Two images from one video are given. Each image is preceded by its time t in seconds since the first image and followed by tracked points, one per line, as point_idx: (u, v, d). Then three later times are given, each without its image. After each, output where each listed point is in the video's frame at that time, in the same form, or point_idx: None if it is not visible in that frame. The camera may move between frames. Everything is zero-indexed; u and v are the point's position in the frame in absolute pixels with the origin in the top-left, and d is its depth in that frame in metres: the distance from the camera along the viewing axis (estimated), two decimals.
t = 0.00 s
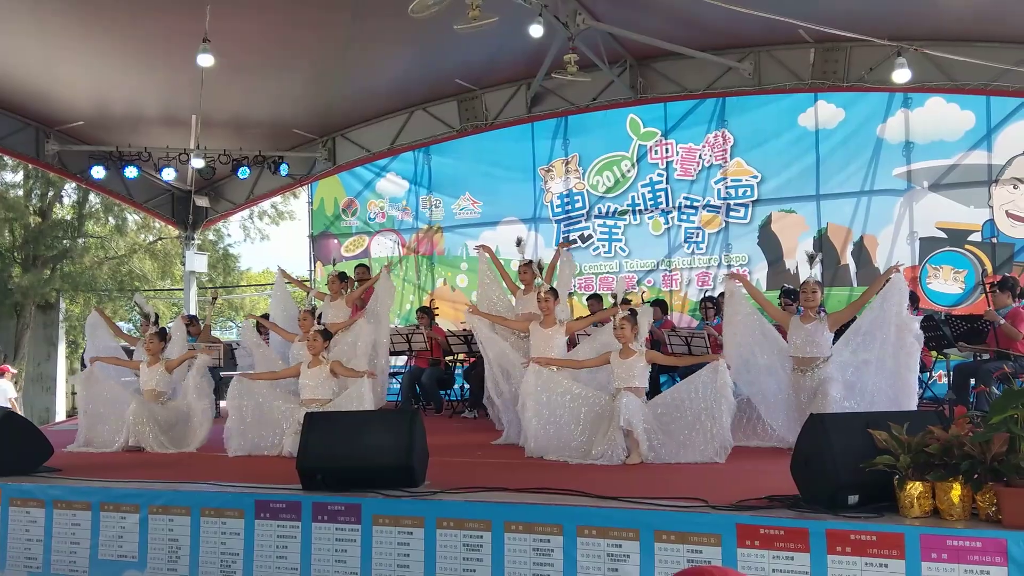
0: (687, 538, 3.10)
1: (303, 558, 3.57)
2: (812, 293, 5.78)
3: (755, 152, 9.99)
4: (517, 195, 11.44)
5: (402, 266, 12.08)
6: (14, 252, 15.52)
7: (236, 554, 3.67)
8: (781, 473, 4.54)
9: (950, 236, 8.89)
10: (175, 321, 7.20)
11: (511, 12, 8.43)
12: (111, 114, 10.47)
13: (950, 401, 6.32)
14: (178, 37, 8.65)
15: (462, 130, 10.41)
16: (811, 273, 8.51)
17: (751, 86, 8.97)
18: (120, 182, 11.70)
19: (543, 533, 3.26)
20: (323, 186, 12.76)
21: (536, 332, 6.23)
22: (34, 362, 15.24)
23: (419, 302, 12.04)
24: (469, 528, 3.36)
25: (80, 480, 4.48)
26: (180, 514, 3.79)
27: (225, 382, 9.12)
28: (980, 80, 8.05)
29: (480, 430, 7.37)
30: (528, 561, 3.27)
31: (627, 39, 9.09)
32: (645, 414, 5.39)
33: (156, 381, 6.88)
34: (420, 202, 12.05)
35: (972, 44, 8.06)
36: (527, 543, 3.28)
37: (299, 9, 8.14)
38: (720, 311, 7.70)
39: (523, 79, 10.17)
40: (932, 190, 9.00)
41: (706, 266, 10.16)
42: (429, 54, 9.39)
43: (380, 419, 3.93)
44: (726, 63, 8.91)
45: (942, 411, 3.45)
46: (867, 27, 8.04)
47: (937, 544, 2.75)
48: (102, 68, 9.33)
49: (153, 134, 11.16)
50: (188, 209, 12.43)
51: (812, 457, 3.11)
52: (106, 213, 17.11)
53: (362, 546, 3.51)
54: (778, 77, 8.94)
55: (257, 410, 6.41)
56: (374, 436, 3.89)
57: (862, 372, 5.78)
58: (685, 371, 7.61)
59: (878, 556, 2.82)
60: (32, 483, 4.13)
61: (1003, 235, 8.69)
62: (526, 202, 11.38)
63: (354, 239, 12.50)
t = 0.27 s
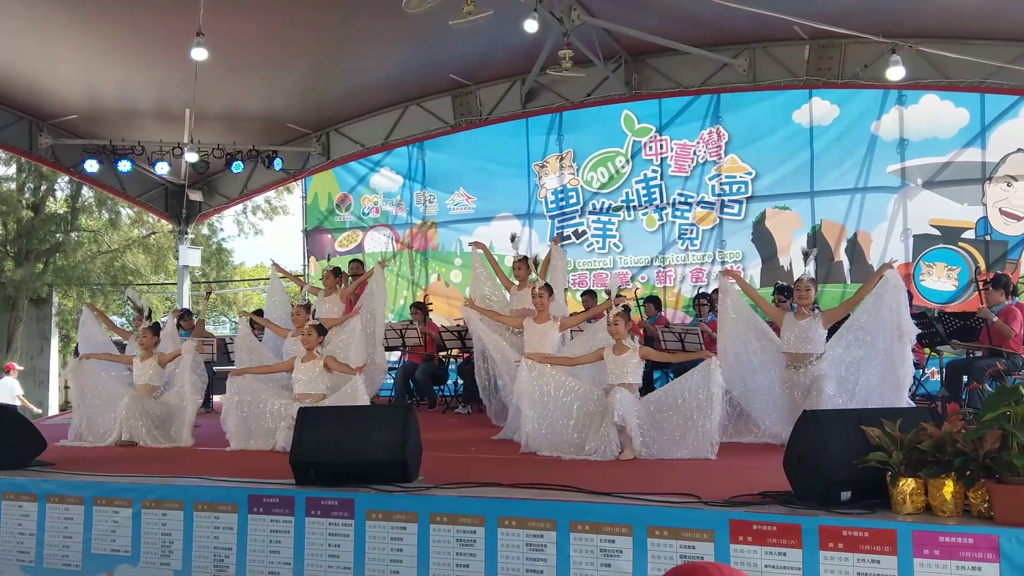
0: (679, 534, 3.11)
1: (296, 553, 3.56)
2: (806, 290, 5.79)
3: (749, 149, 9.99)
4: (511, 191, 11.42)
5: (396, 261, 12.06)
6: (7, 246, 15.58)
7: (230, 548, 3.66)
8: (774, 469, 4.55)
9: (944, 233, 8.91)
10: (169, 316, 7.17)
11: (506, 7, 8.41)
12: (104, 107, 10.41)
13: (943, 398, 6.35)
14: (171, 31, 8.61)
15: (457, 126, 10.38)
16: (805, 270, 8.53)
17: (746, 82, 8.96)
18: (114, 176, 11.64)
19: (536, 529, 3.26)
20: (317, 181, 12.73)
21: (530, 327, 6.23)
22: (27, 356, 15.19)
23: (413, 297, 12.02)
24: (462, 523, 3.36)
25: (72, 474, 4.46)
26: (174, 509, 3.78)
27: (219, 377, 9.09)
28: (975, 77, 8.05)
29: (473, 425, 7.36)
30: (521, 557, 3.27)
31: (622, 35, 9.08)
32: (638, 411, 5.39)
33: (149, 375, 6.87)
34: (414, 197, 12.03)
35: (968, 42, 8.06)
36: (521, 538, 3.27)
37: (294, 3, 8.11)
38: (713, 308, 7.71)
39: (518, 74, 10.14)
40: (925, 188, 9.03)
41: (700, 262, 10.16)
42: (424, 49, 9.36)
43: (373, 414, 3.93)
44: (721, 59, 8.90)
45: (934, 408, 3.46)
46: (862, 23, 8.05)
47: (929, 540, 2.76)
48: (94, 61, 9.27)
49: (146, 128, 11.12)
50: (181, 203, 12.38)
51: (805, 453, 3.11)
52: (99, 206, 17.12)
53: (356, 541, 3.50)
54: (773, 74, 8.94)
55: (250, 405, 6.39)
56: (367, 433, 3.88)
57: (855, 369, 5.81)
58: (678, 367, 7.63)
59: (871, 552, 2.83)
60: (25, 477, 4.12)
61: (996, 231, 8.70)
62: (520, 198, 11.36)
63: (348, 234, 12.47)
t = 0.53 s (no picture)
0: (680, 535, 3.10)
1: (296, 559, 3.54)
2: (804, 288, 5.79)
3: (744, 148, 10.00)
4: (507, 193, 11.42)
5: (393, 264, 12.04)
6: (4, 254, 15.48)
7: (229, 554, 3.64)
8: (773, 469, 4.54)
9: (940, 230, 8.92)
10: (166, 322, 7.15)
11: (499, 10, 8.41)
12: (99, 115, 10.40)
13: (942, 395, 6.35)
14: (165, 37, 8.59)
15: (452, 128, 10.37)
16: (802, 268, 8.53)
17: (740, 82, 8.96)
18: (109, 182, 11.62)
19: (536, 531, 3.25)
20: (313, 185, 12.72)
21: (527, 329, 6.23)
22: (24, 364, 15.14)
23: (410, 301, 12.01)
24: (462, 527, 3.35)
25: (70, 482, 4.45)
26: (173, 515, 3.77)
27: (217, 382, 9.07)
28: (969, 74, 8.07)
29: (472, 428, 7.35)
30: (522, 559, 3.26)
31: (615, 36, 9.08)
32: (637, 412, 5.38)
33: (148, 381, 6.86)
34: (410, 201, 12.02)
35: (961, 39, 8.11)
36: (521, 541, 3.26)
37: (287, 7, 8.10)
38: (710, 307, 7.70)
39: (512, 76, 10.14)
40: (921, 185, 9.03)
41: (696, 262, 10.16)
42: (418, 52, 9.36)
43: (370, 418, 3.92)
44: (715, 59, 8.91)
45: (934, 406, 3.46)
46: (855, 22, 8.06)
47: (930, 538, 2.76)
48: (88, 68, 9.26)
49: (141, 134, 11.10)
50: (177, 209, 12.36)
51: (805, 452, 3.10)
52: (95, 213, 17.05)
53: (356, 546, 3.49)
54: (767, 73, 8.94)
55: (249, 410, 6.37)
56: (365, 438, 3.87)
57: (852, 367, 5.84)
58: (676, 368, 7.62)
59: (872, 551, 2.82)
60: (23, 485, 4.11)
61: (992, 228, 8.72)
62: (516, 200, 11.36)
63: (344, 238, 12.46)
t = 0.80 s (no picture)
0: (676, 536, 3.10)
1: (292, 559, 3.54)
2: (800, 291, 5.81)
3: (741, 150, 10.02)
4: (504, 194, 11.42)
5: (389, 265, 12.04)
6: None
7: (224, 555, 3.64)
8: (769, 471, 4.54)
9: (936, 233, 8.95)
10: (162, 322, 7.13)
11: (497, 11, 8.42)
12: (95, 114, 10.38)
13: (937, 398, 6.36)
14: (163, 36, 8.58)
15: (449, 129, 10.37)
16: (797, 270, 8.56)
17: (737, 84, 8.99)
18: (105, 182, 11.60)
19: (532, 532, 3.25)
20: (309, 185, 12.71)
21: (523, 329, 6.23)
22: (19, 364, 15.08)
23: (406, 301, 12.00)
24: (457, 528, 3.34)
25: (65, 482, 4.44)
26: (168, 515, 3.76)
27: (212, 382, 9.05)
28: (965, 77, 8.09)
29: (468, 429, 7.34)
30: (517, 560, 3.26)
31: (613, 38, 9.10)
32: (633, 414, 5.38)
33: (143, 382, 6.81)
34: (406, 201, 12.02)
35: (958, 42, 8.10)
36: (516, 543, 3.27)
37: (285, 7, 8.09)
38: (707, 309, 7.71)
39: (510, 77, 10.15)
40: (917, 187, 9.05)
41: (692, 264, 10.17)
42: (416, 53, 9.36)
43: (368, 419, 3.91)
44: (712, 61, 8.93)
45: (929, 408, 3.46)
46: (852, 24, 8.09)
47: (925, 541, 2.76)
48: (85, 68, 9.24)
49: (138, 134, 11.08)
50: (174, 209, 12.33)
51: (800, 454, 3.11)
52: (91, 212, 16.98)
53: (351, 546, 3.48)
54: (764, 75, 8.97)
55: (245, 410, 6.36)
56: (360, 439, 3.86)
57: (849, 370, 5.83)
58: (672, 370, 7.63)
59: (867, 553, 2.83)
60: (18, 485, 4.10)
61: (987, 231, 8.73)
62: (512, 201, 11.36)
63: (340, 238, 12.45)
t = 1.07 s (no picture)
0: (672, 539, 3.09)
1: (287, 561, 3.53)
2: (795, 293, 5.80)
3: (737, 153, 10.03)
4: (501, 196, 11.42)
5: (385, 267, 12.03)
6: None
7: (220, 556, 3.63)
8: (764, 473, 4.54)
9: (931, 236, 8.97)
10: (158, 323, 7.13)
11: (494, 13, 8.42)
12: (92, 115, 10.36)
13: (933, 401, 6.38)
14: (159, 38, 8.57)
15: (445, 131, 10.37)
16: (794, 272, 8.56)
17: (733, 87, 9.00)
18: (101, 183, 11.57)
19: (529, 534, 3.25)
20: (306, 187, 12.70)
21: (519, 332, 6.24)
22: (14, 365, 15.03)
23: (403, 303, 11.99)
24: (453, 530, 3.34)
25: (60, 483, 4.42)
26: (164, 517, 3.75)
27: (208, 384, 9.04)
28: (961, 80, 8.11)
29: (464, 431, 7.33)
30: (513, 562, 3.25)
31: (610, 40, 9.10)
32: (629, 416, 5.38)
33: (138, 383, 6.84)
34: (402, 203, 12.01)
35: (954, 45, 8.13)
36: (512, 545, 3.26)
37: (281, 9, 8.09)
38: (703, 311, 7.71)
39: (506, 79, 10.16)
40: (913, 190, 9.07)
41: (689, 266, 10.18)
42: (412, 55, 9.36)
43: (363, 421, 3.91)
44: (709, 64, 8.95)
45: (925, 411, 3.46)
46: (848, 27, 8.11)
47: (921, 543, 2.76)
48: (81, 69, 9.22)
49: (134, 135, 11.07)
50: (170, 211, 12.30)
51: (796, 456, 3.11)
52: (86, 214, 17.09)
53: (347, 548, 3.48)
54: (760, 78, 8.99)
55: (240, 412, 6.34)
56: (355, 441, 3.84)
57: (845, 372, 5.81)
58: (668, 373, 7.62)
59: (863, 556, 2.83)
60: (13, 486, 4.09)
61: (983, 234, 8.74)
62: (509, 203, 11.36)
63: (336, 240, 12.44)
